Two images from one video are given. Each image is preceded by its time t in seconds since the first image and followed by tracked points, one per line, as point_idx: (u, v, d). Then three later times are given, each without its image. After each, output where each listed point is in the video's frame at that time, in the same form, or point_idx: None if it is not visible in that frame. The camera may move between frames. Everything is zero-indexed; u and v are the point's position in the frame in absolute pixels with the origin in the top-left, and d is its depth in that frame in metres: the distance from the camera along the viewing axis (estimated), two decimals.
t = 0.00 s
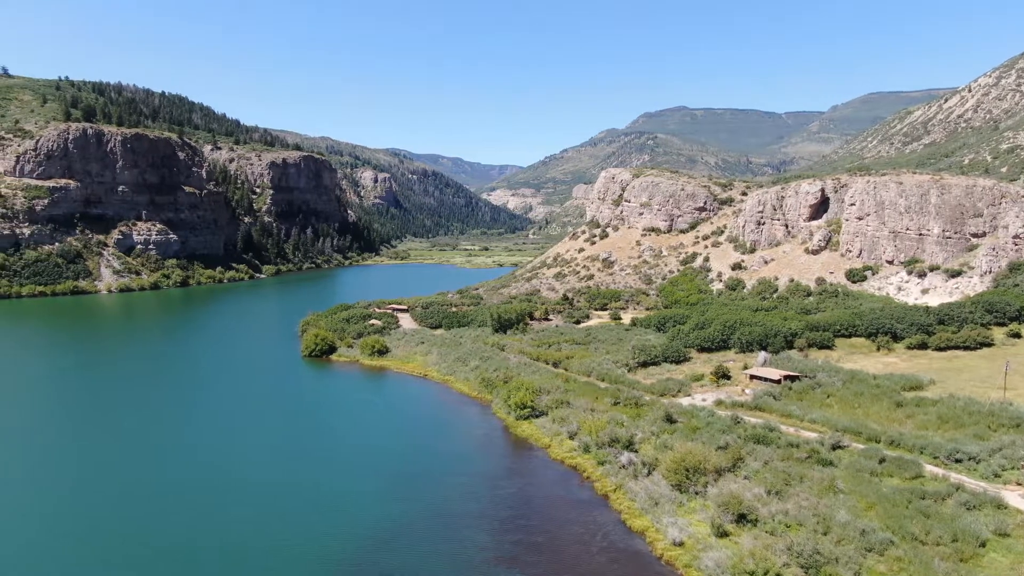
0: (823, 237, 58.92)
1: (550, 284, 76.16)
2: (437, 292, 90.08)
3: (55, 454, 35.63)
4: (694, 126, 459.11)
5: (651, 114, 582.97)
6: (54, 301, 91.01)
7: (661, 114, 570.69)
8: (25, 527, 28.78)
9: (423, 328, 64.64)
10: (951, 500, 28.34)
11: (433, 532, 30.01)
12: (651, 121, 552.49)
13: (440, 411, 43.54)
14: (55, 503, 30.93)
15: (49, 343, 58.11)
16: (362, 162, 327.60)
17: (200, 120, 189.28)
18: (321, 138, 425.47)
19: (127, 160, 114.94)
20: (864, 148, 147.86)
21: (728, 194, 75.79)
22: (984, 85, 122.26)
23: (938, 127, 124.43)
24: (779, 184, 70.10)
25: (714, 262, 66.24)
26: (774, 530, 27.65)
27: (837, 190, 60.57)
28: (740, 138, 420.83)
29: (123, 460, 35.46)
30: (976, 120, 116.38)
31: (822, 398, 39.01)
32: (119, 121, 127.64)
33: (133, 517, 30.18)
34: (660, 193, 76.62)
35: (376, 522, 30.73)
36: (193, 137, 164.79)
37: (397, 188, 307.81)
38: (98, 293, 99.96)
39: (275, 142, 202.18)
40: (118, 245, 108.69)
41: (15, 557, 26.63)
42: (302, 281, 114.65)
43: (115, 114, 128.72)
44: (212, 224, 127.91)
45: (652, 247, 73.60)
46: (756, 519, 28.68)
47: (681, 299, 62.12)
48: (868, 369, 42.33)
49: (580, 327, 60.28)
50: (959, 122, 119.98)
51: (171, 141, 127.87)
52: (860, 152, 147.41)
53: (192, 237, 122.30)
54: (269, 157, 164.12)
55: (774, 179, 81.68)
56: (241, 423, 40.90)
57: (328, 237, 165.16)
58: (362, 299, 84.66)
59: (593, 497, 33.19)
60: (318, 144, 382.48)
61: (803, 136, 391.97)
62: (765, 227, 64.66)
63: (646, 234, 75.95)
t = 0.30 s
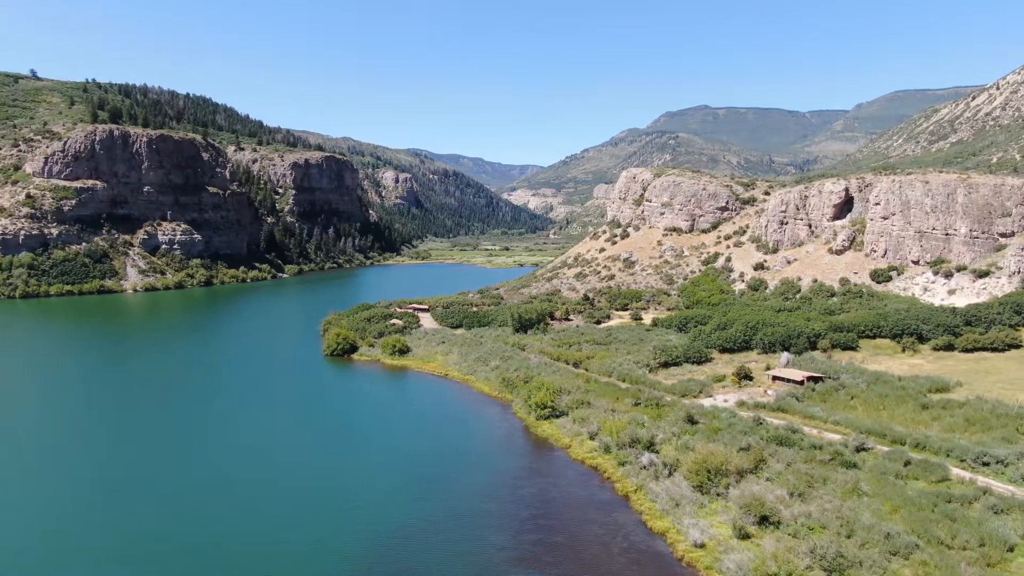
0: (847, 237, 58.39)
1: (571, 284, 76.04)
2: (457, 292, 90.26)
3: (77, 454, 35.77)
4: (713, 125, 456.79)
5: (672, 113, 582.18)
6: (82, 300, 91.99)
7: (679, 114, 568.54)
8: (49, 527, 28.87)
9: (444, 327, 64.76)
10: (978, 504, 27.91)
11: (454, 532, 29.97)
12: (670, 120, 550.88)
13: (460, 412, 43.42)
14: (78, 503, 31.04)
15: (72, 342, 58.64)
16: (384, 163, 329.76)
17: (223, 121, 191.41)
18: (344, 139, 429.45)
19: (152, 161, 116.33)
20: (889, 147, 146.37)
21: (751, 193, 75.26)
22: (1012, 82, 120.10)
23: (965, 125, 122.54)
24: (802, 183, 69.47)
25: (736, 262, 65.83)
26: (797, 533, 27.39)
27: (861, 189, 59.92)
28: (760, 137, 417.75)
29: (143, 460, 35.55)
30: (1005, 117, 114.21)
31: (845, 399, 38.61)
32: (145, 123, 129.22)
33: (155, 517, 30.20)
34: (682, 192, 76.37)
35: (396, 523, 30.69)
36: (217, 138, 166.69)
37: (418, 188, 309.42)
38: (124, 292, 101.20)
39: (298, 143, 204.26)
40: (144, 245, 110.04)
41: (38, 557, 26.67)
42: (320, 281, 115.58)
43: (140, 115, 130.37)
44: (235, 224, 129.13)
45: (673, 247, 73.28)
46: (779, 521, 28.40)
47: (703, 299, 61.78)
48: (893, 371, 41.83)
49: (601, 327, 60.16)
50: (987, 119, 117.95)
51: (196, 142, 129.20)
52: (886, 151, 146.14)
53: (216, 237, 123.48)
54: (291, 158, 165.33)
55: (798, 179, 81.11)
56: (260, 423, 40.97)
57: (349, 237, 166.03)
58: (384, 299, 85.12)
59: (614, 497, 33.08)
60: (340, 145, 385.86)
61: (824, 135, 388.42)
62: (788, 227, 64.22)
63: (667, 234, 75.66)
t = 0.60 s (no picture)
0: (874, 237, 57.70)
1: (594, 284, 75.86)
2: (480, 292, 90.36)
3: (99, 454, 36.00)
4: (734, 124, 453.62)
5: (695, 113, 579.35)
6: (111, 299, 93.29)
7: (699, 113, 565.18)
8: (72, 526, 29.03)
9: (467, 327, 64.88)
10: (1008, 509, 27.39)
11: (476, 532, 29.96)
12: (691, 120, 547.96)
13: (479, 412, 43.30)
14: (100, 503, 31.18)
15: (94, 341, 59.24)
16: (407, 163, 331.71)
17: (249, 122, 193.66)
18: (368, 139, 433.30)
19: (179, 162, 117.78)
20: (917, 146, 144.49)
21: (776, 193, 74.62)
22: None
23: (995, 123, 120.47)
24: (829, 183, 68.73)
25: (761, 262, 65.31)
26: (822, 536, 27.01)
27: (889, 189, 59.18)
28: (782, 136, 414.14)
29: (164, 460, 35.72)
30: None
31: (872, 401, 38.16)
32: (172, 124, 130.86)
33: (176, 517, 30.27)
34: (706, 192, 75.95)
35: (417, 523, 30.64)
36: (243, 140, 168.76)
37: (441, 189, 310.78)
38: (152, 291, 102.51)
39: (323, 143, 206.16)
40: (171, 245, 111.54)
41: (62, 556, 26.79)
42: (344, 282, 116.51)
43: (168, 117, 132.11)
44: (260, 224, 130.40)
45: (697, 247, 72.87)
46: (803, 523, 28.10)
47: (727, 300, 61.37)
48: (920, 373, 41.27)
49: (624, 327, 60.00)
50: (1018, 117, 115.84)
51: (222, 143, 130.59)
52: (913, 150, 144.75)
53: (241, 237, 124.71)
54: (315, 159, 166.57)
55: (824, 178, 80.29)
56: (279, 423, 41.09)
57: (372, 237, 166.72)
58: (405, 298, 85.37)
59: (636, 498, 32.94)
60: (364, 145, 388.85)
61: (848, 134, 384.24)
62: (813, 227, 63.61)
63: (691, 234, 75.29)
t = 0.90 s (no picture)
0: (902, 237, 56.86)
1: (617, 284, 75.65)
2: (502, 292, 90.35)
3: (122, 453, 36.26)
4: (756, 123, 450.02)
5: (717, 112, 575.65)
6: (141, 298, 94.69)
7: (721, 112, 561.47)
8: (98, 525, 29.23)
9: (490, 327, 64.98)
10: None
11: (498, 531, 29.99)
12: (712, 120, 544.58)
13: (500, 413, 43.20)
14: (123, 502, 31.33)
15: (118, 341, 59.83)
16: (431, 163, 333.35)
17: (274, 123, 195.88)
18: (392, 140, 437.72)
19: (206, 163, 118.79)
20: (947, 145, 142.33)
21: (802, 192, 73.87)
22: None
23: None
24: (857, 182, 67.88)
25: (786, 262, 64.72)
26: (848, 539, 26.64)
27: (918, 188, 58.28)
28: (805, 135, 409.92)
29: (185, 459, 35.86)
30: None
31: (900, 404, 37.64)
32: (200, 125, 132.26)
33: (198, 517, 30.35)
34: (731, 192, 75.40)
35: (438, 523, 30.67)
36: (269, 141, 170.73)
37: (464, 188, 311.74)
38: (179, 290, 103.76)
39: (348, 144, 207.74)
40: (198, 245, 112.91)
41: (87, 555, 26.94)
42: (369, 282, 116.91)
43: (196, 118, 133.38)
44: (285, 225, 131.63)
45: (721, 247, 72.41)
46: (830, 527, 27.74)
47: (752, 300, 60.91)
48: (950, 375, 40.61)
49: (648, 327, 59.81)
50: None
51: (248, 144, 131.57)
52: (942, 148, 142.95)
53: (266, 237, 125.87)
54: (340, 159, 167.64)
55: (851, 177, 79.25)
56: (300, 423, 41.21)
57: (396, 237, 167.17)
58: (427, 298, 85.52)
59: (660, 500, 32.77)
60: (388, 146, 391.82)
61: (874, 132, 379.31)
62: (840, 227, 62.92)
63: (715, 234, 74.83)
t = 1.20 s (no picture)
0: (932, 236, 55.77)
1: (642, 284, 75.40)
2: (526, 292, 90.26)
3: (145, 454, 36.42)
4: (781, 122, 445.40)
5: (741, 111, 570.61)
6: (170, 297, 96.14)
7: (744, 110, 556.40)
8: (123, 525, 29.35)
9: (514, 327, 65.07)
10: None
11: (520, 531, 30.01)
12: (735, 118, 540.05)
13: (522, 413, 43.12)
14: (147, 502, 31.46)
15: (140, 341, 60.40)
16: (455, 163, 334.62)
17: (301, 123, 198.11)
18: (416, 140, 441.66)
19: (234, 164, 120.08)
20: (981, 142, 139.66)
21: (830, 191, 72.97)
22: None
23: None
24: (886, 181, 66.79)
25: (814, 262, 64.08)
26: (876, 543, 26.21)
27: (949, 187, 57.10)
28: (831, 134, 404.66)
29: (208, 460, 36.00)
30: None
31: (930, 406, 37.07)
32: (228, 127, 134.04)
33: (222, 517, 30.42)
34: (757, 191, 74.80)
35: (460, 522, 30.70)
36: (294, 141, 172.67)
37: (488, 188, 312.52)
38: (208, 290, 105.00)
39: (372, 145, 209.20)
40: (226, 245, 114.29)
41: (112, 555, 27.03)
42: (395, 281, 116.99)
43: (224, 119, 135.42)
44: (311, 225, 132.77)
45: (747, 247, 71.86)
46: (857, 530, 27.33)
47: (778, 300, 60.38)
48: (982, 378, 39.85)
49: (672, 328, 59.56)
50: None
51: (275, 145, 132.83)
52: (975, 146, 140.40)
53: (293, 237, 126.98)
54: (365, 159, 168.56)
55: (880, 176, 77.98)
56: (321, 423, 41.28)
57: (420, 237, 167.27)
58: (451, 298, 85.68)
59: (684, 501, 32.58)
60: (413, 146, 394.45)
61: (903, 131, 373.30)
62: (869, 227, 62.04)
63: (741, 234, 74.29)
